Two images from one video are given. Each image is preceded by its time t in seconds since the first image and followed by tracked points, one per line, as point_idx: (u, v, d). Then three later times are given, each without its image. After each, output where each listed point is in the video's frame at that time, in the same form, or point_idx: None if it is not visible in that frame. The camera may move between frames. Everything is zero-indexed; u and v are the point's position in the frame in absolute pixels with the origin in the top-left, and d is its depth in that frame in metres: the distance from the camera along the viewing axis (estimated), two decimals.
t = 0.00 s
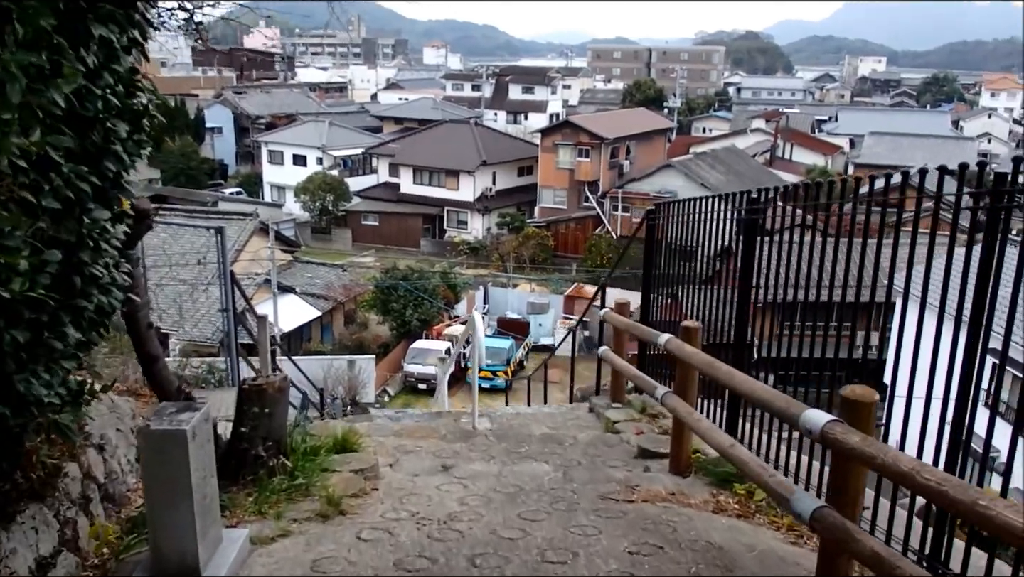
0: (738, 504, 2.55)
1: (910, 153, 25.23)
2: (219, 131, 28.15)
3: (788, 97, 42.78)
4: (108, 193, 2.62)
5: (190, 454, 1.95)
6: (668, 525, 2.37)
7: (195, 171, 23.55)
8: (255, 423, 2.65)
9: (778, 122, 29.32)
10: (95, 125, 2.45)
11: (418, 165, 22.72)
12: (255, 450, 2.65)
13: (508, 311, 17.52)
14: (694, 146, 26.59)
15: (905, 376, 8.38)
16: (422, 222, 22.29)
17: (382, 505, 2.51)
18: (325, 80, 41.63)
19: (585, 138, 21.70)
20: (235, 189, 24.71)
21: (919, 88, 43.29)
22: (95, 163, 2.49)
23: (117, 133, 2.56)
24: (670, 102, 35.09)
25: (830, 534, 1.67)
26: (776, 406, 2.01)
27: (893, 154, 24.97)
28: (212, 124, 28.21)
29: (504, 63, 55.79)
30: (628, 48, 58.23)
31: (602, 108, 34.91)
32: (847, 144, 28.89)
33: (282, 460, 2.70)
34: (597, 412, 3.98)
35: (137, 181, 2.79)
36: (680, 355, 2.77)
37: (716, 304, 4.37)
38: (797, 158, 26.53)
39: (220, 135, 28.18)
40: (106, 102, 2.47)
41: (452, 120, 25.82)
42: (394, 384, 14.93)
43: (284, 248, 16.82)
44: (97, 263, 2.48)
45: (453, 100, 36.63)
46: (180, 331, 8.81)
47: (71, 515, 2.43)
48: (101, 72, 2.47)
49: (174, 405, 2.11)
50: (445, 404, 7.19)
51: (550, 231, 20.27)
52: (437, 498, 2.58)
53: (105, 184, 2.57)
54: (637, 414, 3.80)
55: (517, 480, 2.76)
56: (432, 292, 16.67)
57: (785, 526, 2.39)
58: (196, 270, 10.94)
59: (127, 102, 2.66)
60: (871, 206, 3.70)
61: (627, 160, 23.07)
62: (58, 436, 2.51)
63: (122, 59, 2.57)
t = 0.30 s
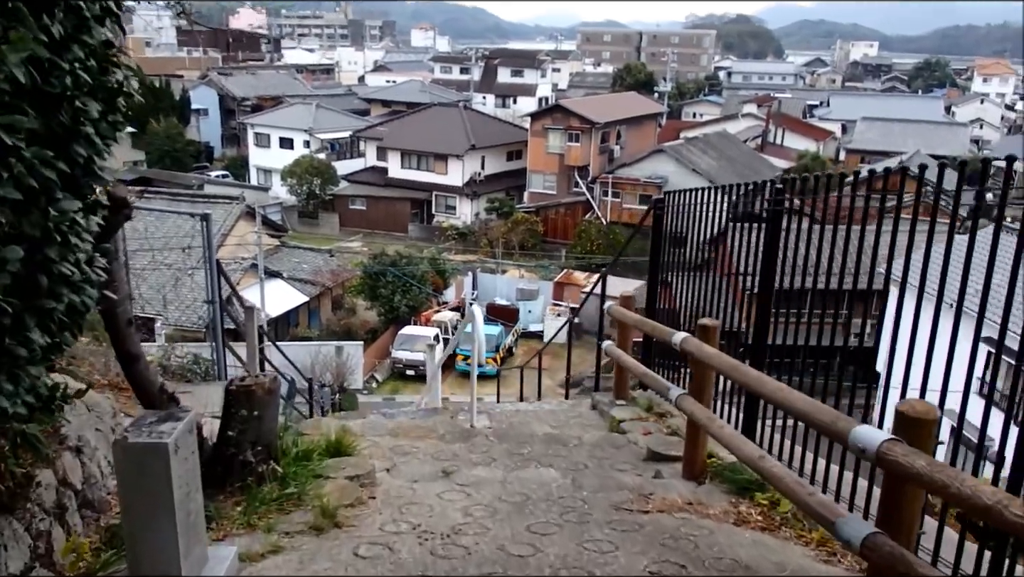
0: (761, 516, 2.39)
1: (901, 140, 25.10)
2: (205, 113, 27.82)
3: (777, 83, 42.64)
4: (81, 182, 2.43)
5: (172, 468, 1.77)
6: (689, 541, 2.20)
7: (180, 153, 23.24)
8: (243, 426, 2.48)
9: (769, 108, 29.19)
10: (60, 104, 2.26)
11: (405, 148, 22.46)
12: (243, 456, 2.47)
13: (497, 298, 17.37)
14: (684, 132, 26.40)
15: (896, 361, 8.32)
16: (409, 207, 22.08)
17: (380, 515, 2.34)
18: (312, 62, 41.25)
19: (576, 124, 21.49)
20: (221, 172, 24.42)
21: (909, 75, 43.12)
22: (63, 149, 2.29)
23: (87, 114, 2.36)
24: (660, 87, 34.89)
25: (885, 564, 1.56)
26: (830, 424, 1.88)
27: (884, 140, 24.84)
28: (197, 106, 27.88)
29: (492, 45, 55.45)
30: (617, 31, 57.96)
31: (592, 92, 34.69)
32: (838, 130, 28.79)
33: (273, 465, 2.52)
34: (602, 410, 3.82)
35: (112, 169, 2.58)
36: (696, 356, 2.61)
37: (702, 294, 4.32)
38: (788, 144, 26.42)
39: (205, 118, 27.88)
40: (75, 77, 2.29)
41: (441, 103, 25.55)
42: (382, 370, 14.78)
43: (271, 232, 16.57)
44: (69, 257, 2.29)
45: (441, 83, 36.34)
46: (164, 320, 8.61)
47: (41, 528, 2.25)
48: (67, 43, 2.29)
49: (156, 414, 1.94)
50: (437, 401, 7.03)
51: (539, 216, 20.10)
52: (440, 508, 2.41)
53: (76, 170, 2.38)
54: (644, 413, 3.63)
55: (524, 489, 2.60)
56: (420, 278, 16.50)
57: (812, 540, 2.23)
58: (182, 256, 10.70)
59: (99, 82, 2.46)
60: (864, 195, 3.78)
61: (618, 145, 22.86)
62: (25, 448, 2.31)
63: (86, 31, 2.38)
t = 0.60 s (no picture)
0: (797, 538, 2.21)
1: (896, 137, 24.86)
2: (196, 109, 27.55)
3: (769, 80, 42.47)
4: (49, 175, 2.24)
5: (156, 496, 1.58)
6: (725, 567, 2.01)
7: (171, 149, 22.98)
8: (236, 439, 2.29)
9: (763, 104, 29.01)
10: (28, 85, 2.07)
11: (398, 144, 22.23)
12: (235, 472, 2.27)
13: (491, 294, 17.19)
14: (677, 128, 26.19)
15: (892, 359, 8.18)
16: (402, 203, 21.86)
17: (385, 538, 2.15)
18: (303, 59, 40.97)
19: (569, 119, 21.26)
20: (213, 168, 24.17)
21: (900, 72, 43.05)
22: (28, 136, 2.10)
23: (60, 98, 2.17)
24: (653, 83, 34.70)
25: None
26: (902, 450, 1.74)
27: (876, 136, 24.64)
28: (188, 102, 27.61)
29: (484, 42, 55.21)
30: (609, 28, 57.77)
31: (585, 89, 34.51)
32: (832, 127, 28.64)
33: (267, 482, 2.31)
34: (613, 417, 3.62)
35: (86, 159, 2.39)
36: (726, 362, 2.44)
37: (685, 294, 4.22)
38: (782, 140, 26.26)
39: (197, 113, 27.60)
40: (46, 56, 2.11)
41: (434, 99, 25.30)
42: (375, 366, 14.58)
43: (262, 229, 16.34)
44: (37, 260, 2.09)
45: (433, 80, 36.09)
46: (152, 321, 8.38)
47: (12, 552, 2.05)
48: (36, 18, 2.11)
49: (139, 434, 1.74)
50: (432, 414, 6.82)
51: (532, 212, 19.96)
52: (449, 530, 2.22)
53: (44, 160, 2.20)
54: (659, 420, 3.43)
55: (539, 506, 2.40)
56: (413, 274, 16.29)
57: (859, 565, 2.06)
58: (171, 252, 10.46)
59: (75, 63, 2.26)
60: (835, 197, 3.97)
61: (611, 141, 22.65)
62: None
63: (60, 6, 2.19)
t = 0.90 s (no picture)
0: (834, 557, 2.03)
1: (893, 123, 24.51)
2: (191, 97, 27.28)
3: (765, 67, 42.21)
4: None
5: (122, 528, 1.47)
6: None
7: (166, 137, 22.72)
8: (220, 452, 2.11)
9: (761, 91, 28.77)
10: None
11: (394, 132, 21.97)
12: (220, 487, 2.09)
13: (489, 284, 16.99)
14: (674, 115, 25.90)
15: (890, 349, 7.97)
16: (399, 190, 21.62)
17: (385, 561, 1.96)
18: (297, 46, 40.64)
19: (566, 107, 20.98)
20: (208, 156, 23.91)
21: (896, 61, 42.70)
22: None
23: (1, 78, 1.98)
24: (650, 71, 34.44)
25: None
26: (982, 476, 1.60)
27: (874, 123, 24.34)
28: (183, 89, 27.34)
29: (480, 29, 54.87)
30: (605, 15, 57.45)
31: (582, 76, 34.25)
32: (830, 114, 28.41)
33: (255, 498, 2.12)
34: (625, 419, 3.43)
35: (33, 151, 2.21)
36: (753, 366, 2.25)
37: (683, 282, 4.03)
38: (779, 127, 26.03)
39: (191, 101, 27.33)
40: None
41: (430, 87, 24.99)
42: (373, 357, 14.39)
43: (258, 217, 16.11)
44: None
45: (428, 67, 35.80)
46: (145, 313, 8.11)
47: None
48: None
49: (105, 458, 1.64)
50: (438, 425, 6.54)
51: (530, 201, 19.81)
52: (454, 550, 2.03)
53: None
54: (673, 422, 3.23)
55: (552, 522, 2.21)
56: (410, 263, 16.08)
57: None
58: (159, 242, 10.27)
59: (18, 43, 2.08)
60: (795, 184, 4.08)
61: (608, 129, 22.36)
62: None
63: None
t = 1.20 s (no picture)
0: None
1: (895, 114, 24.20)
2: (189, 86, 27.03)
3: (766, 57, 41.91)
4: None
5: None
6: None
7: (164, 126, 22.46)
8: (203, 471, 1.93)
9: (763, 80, 28.46)
10: None
11: (394, 121, 21.73)
12: (202, 509, 1.92)
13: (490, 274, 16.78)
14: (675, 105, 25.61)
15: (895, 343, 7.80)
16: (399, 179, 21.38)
17: None
18: (296, 35, 40.32)
19: (568, 96, 20.73)
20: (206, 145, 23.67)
21: (898, 52, 42.32)
22: None
23: None
24: (651, 61, 34.14)
25: None
26: None
27: (876, 114, 24.04)
28: (181, 79, 27.09)
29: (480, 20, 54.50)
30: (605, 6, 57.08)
31: (583, 65, 33.95)
32: (832, 104, 28.13)
33: (242, 521, 1.96)
34: (639, 423, 3.23)
35: None
36: (789, 374, 2.05)
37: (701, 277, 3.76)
38: (782, 118, 25.78)
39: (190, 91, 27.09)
40: None
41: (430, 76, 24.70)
42: (373, 348, 14.19)
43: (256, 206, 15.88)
44: None
45: (428, 57, 35.49)
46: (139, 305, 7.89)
47: None
48: None
49: (58, 495, 1.69)
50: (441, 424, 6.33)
51: (531, 189, 19.61)
52: None
53: None
54: (690, 427, 3.03)
55: (567, 545, 2.03)
56: (411, 254, 15.87)
57: None
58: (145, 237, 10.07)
59: None
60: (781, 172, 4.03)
61: (610, 118, 22.09)
62: None
63: None
